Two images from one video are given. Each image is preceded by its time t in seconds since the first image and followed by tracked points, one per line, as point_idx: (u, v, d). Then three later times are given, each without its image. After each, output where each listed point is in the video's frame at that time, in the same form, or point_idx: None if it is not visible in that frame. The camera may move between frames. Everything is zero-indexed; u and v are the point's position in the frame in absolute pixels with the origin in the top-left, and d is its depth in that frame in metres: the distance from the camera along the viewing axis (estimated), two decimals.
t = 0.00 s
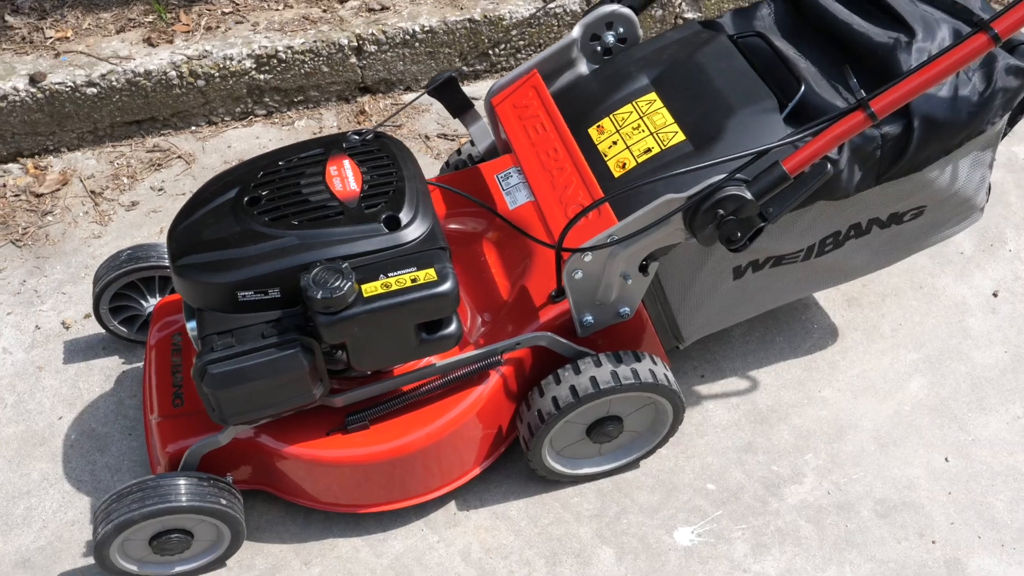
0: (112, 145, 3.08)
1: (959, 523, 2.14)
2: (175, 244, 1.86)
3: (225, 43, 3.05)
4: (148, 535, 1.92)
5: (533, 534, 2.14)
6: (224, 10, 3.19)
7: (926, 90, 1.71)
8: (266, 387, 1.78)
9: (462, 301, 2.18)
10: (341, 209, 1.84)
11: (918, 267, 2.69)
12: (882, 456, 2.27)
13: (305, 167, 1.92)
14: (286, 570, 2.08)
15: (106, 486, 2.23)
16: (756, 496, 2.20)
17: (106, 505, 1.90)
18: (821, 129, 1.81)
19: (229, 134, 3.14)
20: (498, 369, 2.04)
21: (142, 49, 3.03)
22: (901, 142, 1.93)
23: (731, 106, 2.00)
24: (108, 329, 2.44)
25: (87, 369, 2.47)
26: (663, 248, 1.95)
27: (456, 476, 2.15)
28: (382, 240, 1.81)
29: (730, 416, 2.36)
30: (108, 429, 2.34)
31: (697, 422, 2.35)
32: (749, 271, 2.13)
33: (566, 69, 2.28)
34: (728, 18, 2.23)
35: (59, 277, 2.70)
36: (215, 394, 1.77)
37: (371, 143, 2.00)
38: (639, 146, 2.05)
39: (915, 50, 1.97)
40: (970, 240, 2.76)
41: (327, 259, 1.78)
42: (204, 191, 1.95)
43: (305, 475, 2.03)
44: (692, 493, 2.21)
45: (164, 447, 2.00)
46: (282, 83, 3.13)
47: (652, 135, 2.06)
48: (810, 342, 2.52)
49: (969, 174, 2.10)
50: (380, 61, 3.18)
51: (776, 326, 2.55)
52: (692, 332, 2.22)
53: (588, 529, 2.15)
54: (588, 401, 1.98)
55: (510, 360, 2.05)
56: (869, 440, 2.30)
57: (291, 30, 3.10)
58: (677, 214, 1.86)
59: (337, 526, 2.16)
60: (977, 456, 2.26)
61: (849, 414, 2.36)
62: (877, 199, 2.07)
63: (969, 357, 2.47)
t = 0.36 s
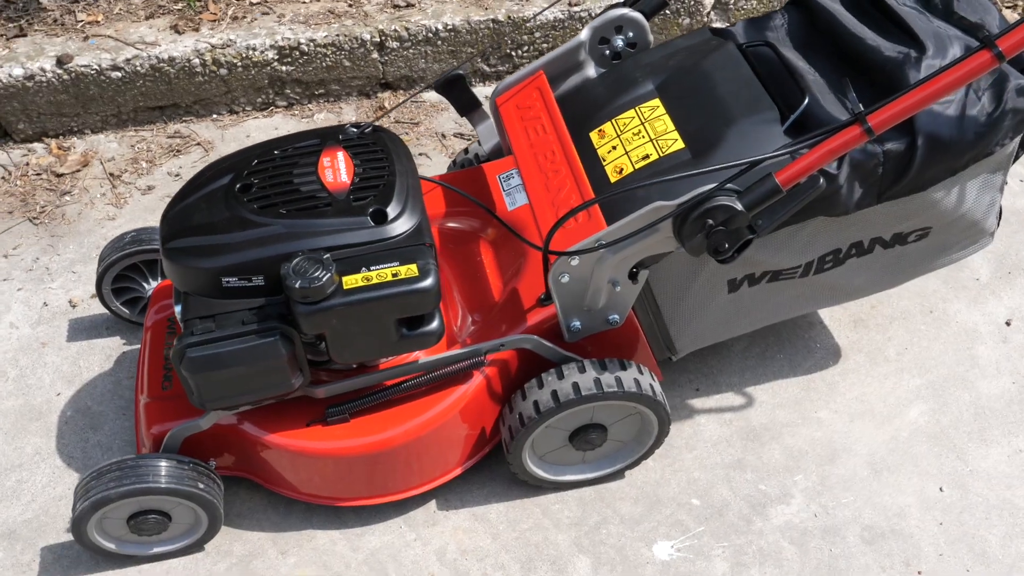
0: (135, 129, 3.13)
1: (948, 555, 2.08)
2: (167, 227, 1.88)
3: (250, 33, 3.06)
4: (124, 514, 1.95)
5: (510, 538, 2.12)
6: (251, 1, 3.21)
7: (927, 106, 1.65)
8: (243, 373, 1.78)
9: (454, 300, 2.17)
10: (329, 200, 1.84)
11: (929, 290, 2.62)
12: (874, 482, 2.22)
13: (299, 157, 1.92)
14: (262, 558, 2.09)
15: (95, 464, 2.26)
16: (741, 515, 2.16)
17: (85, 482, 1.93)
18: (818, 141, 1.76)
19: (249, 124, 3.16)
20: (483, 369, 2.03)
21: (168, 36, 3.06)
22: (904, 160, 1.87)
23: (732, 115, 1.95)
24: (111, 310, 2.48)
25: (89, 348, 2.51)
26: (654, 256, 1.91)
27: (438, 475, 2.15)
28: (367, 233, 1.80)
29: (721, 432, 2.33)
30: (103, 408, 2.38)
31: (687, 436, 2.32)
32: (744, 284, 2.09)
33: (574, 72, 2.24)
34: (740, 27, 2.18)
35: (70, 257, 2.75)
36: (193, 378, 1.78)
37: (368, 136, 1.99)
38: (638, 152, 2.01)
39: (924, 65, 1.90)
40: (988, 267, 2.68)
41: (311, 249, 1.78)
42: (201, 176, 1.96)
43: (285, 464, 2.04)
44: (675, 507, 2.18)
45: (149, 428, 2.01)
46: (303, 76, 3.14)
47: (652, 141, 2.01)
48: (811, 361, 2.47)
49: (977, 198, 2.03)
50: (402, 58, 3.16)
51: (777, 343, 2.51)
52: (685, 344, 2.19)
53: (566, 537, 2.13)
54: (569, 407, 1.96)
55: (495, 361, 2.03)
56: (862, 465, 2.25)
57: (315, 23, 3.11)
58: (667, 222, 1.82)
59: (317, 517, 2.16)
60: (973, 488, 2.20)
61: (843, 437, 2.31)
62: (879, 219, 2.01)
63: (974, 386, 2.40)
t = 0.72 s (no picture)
0: (166, 114, 3.19)
1: None
2: (169, 211, 1.92)
3: (281, 25, 3.09)
4: (113, 489, 2.00)
5: (492, 538, 2.13)
6: None
7: (929, 124, 1.60)
8: (230, 358, 1.81)
9: (453, 299, 2.17)
10: (325, 191, 1.85)
11: (945, 316, 2.55)
12: (868, 507, 2.17)
13: (301, 148, 1.94)
14: (247, 541, 2.13)
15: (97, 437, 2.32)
16: (727, 531, 2.13)
17: (77, 455, 1.98)
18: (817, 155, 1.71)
19: (276, 114, 3.19)
20: (472, 367, 2.03)
21: (202, 24, 3.11)
22: (910, 180, 1.81)
23: (737, 125, 1.91)
24: (124, 290, 2.54)
25: (101, 325, 2.58)
26: (648, 264, 1.89)
27: (426, 470, 2.16)
28: (359, 227, 1.81)
29: (716, 446, 2.30)
30: (109, 383, 2.44)
31: (681, 448, 2.29)
32: (743, 298, 2.04)
33: (586, 76, 2.21)
34: (756, 37, 2.13)
35: (92, 236, 2.82)
36: (182, 359, 1.81)
37: (370, 129, 2.00)
38: (640, 158, 1.98)
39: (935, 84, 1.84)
40: (1010, 296, 2.60)
41: (303, 239, 1.80)
42: (206, 161, 2.00)
43: (273, 451, 2.07)
44: (661, 519, 2.16)
45: (144, 407, 2.04)
46: (332, 69, 3.16)
47: (655, 148, 1.98)
48: (815, 380, 2.42)
49: (988, 223, 1.95)
50: (430, 56, 3.15)
51: (782, 360, 2.46)
52: (682, 355, 2.16)
53: (548, 541, 2.12)
54: (554, 411, 1.94)
55: (485, 360, 2.03)
56: (857, 489, 2.21)
57: (345, 17, 3.12)
58: (660, 230, 1.79)
59: (304, 504, 2.19)
60: (971, 520, 2.14)
61: (840, 460, 2.26)
62: (884, 238, 1.94)
63: (983, 416, 2.34)
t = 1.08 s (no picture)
0: (193, 105, 3.26)
1: None
2: (170, 200, 1.97)
3: (308, 22, 3.16)
4: (105, 466, 2.05)
5: (473, 539, 2.14)
6: None
7: (914, 149, 1.59)
8: (218, 345, 1.86)
9: (448, 300, 2.20)
10: (319, 188, 1.89)
11: (951, 343, 2.51)
12: (855, 533, 2.14)
13: (300, 144, 1.98)
14: (234, 526, 2.17)
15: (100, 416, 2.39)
16: (709, 548, 2.12)
17: (72, 432, 2.04)
18: (804, 174, 1.71)
19: (300, 109, 3.24)
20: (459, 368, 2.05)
21: (232, 18, 3.18)
22: (901, 203, 1.80)
23: (731, 139, 1.91)
24: (137, 273, 2.61)
25: (113, 307, 2.65)
26: (635, 275, 1.90)
27: (412, 467, 2.18)
28: (349, 224, 1.84)
29: (705, 462, 2.28)
30: (116, 364, 2.50)
31: (670, 462, 2.28)
32: (734, 314, 2.04)
33: (591, 85, 2.23)
34: (762, 53, 2.14)
35: (113, 220, 2.89)
36: (173, 344, 1.86)
37: (371, 129, 2.04)
38: (636, 169, 2.00)
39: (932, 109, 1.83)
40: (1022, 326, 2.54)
41: (294, 234, 1.84)
42: (211, 153, 2.05)
43: (262, 439, 2.11)
44: (644, 531, 2.15)
45: (141, 388, 2.09)
46: (356, 66, 3.21)
47: (651, 160, 1.99)
48: (812, 401, 2.40)
49: (986, 251, 1.93)
50: (453, 58, 3.19)
51: (780, 379, 2.44)
52: (672, 367, 2.16)
53: (528, 546, 2.13)
54: (535, 416, 1.96)
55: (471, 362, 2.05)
56: (845, 514, 2.18)
57: (372, 17, 3.18)
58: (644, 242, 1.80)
59: (292, 494, 2.23)
60: (960, 553, 2.10)
61: (830, 483, 2.24)
62: (878, 262, 1.94)
63: (982, 448, 2.29)
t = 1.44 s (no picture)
0: (222, 98, 3.33)
1: None
2: (175, 191, 2.02)
3: (336, 22, 3.20)
4: (101, 448, 2.11)
5: (455, 542, 2.16)
6: None
7: (899, 177, 1.58)
8: (211, 336, 1.90)
9: (444, 303, 2.22)
10: (317, 187, 1.93)
11: (956, 375, 2.46)
12: (839, 561, 2.11)
13: (303, 143, 2.02)
14: (223, 514, 2.21)
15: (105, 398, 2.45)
16: (690, 566, 2.11)
17: (71, 412, 2.10)
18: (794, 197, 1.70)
19: (324, 107, 3.29)
20: (448, 371, 2.07)
21: (263, 15, 3.24)
22: (893, 230, 1.79)
23: (728, 158, 1.91)
24: (151, 261, 2.67)
25: (128, 293, 2.72)
26: (624, 289, 1.91)
27: (400, 466, 2.20)
28: (343, 224, 1.87)
29: (694, 479, 2.27)
30: (126, 348, 2.57)
31: (658, 477, 2.27)
32: (725, 332, 2.03)
33: (598, 97, 2.24)
34: (769, 73, 2.13)
35: (135, 207, 2.97)
36: (167, 333, 1.90)
37: (374, 131, 2.07)
38: (633, 183, 2.00)
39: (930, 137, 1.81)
40: None
41: (288, 231, 1.87)
42: (218, 147, 2.09)
43: (253, 430, 2.15)
44: (625, 545, 2.15)
45: (141, 372, 2.13)
46: (381, 68, 3.25)
47: (648, 175, 2.00)
48: (808, 425, 2.37)
49: (984, 283, 1.91)
50: (477, 64, 3.22)
51: (778, 401, 2.42)
52: (663, 383, 2.16)
53: (509, 552, 2.14)
54: (519, 424, 1.97)
55: (461, 366, 2.07)
56: (831, 541, 2.15)
57: (399, 20, 3.21)
58: (631, 258, 1.81)
59: (282, 486, 2.26)
60: None
61: (820, 508, 2.21)
62: (871, 289, 1.92)
63: (979, 484, 2.24)
